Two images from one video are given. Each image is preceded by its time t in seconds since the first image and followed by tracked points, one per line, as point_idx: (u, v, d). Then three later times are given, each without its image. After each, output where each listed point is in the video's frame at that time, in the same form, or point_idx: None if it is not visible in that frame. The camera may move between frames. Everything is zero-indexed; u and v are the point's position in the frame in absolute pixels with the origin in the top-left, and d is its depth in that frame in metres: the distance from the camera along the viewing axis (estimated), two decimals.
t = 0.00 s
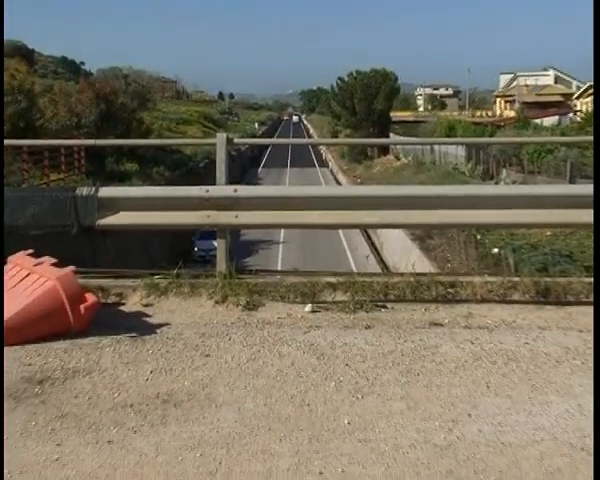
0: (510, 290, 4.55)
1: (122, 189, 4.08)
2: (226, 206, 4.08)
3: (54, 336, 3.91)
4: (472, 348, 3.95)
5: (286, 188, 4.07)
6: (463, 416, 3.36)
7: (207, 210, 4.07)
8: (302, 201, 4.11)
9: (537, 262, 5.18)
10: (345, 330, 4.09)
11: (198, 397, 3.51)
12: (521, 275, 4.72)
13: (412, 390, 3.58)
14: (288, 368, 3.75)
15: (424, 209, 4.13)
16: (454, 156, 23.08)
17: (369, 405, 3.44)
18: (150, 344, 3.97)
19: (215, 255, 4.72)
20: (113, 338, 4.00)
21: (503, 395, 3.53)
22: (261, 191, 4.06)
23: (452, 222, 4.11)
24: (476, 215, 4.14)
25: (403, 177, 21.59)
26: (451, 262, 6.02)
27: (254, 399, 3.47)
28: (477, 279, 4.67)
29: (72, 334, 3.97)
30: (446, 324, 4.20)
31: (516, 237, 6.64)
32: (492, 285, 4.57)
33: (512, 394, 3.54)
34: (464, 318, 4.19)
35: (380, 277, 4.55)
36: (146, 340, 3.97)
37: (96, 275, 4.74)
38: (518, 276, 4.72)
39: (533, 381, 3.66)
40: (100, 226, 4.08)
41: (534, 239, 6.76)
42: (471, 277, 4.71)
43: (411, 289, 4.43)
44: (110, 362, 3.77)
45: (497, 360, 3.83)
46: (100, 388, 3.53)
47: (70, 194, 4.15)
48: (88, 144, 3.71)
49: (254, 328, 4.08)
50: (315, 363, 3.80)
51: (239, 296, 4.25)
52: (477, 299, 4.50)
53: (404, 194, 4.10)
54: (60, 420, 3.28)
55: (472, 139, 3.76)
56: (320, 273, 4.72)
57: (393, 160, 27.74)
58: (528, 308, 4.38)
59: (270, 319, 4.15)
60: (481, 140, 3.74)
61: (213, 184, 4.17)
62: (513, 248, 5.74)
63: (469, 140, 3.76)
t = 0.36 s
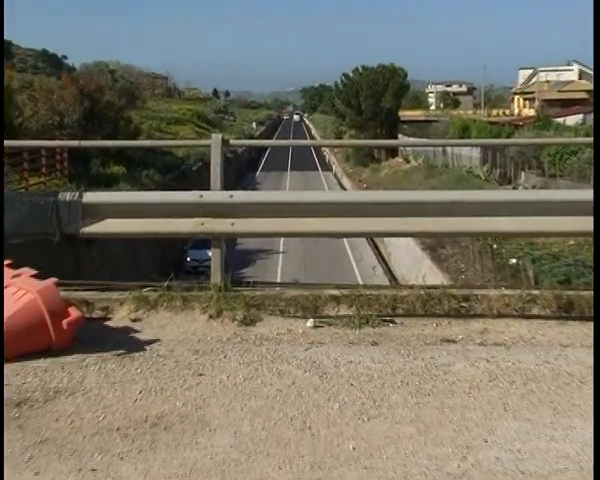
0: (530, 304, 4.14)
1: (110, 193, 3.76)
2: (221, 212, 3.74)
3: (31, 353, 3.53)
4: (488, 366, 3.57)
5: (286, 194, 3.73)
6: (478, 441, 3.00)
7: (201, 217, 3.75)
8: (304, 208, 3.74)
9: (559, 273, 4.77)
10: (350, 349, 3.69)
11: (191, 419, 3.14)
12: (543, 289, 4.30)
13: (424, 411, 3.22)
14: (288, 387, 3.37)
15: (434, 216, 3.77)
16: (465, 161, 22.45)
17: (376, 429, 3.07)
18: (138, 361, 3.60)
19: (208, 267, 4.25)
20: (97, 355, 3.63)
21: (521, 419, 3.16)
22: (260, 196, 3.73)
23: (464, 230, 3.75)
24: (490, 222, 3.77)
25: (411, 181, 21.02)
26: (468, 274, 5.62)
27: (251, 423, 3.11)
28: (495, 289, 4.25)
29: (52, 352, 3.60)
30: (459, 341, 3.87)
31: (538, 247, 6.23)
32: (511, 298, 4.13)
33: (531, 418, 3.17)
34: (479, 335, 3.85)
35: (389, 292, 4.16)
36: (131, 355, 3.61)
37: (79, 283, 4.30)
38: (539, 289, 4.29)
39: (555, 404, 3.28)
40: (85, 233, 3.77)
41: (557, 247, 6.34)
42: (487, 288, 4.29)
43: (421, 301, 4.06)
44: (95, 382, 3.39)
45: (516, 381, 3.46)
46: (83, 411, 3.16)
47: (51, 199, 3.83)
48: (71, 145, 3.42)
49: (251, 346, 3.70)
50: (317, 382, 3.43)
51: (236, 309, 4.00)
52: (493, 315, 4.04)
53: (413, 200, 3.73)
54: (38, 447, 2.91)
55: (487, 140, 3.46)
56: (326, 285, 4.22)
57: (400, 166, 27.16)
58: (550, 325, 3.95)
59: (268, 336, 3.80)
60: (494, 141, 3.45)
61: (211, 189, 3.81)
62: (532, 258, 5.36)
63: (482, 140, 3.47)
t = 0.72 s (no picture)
0: (553, 320, 3.76)
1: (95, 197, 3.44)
2: (215, 218, 3.46)
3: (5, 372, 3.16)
4: (507, 388, 3.20)
5: (285, 198, 3.44)
6: (498, 472, 2.64)
7: (193, 223, 3.47)
8: (305, 213, 3.44)
9: (584, 285, 4.37)
10: (356, 367, 3.34)
11: (179, 445, 2.78)
12: (568, 302, 3.92)
13: (438, 437, 2.86)
14: (288, 410, 3.01)
15: (444, 223, 3.46)
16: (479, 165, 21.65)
17: (385, 457, 2.71)
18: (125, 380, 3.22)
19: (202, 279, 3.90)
20: (78, 373, 3.25)
21: (545, 446, 2.80)
22: (257, 201, 3.42)
23: (479, 237, 3.45)
24: (506, 228, 3.47)
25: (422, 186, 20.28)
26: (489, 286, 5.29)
27: (246, 448, 2.76)
28: (514, 302, 3.88)
29: (28, 371, 3.23)
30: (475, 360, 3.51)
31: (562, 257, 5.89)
32: (531, 311, 3.79)
33: (557, 446, 2.80)
34: (498, 353, 3.48)
35: (397, 303, 3.84)
36: (115, 375, 3.25)
37: (63, 295, 3.94)
38: (564, 302, 3.92)
39: (583, 429, 2.91)
40: (66, 241, 3.47)
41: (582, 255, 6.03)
42: (506, 300, 3.90)
43: (433, 316, 3.73)
44: (76, 404, 3.03)
45: (539, 404, 3.09)
46: (62, 436, 2.80)
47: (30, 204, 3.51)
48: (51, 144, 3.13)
49: (249, 364, 3.34)
50: (319, 404, 3.07)
51: (230, 324, 3.57)
52: (512, 331, 3.67)
53: (422, 204, 3.42)
54: (12, 478, 2.56)
55: (503, 139, 3.16)
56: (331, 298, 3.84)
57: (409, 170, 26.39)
58: (575, 342, 3.58)
59: (267, 354, 3.43)
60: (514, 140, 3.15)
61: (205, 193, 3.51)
62: (557, 270, 5.01)
63: (500, 139, 3.17)
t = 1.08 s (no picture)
0: (583, 340, 3.35)
1: (82, 203, 3.17)
2: (211, 227, 3.18)
3: None
4: (531, 415, 2.83)
5: (287, 205, 3.15)
6: None
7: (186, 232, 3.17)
8: (309, 221, 3.15)
9: None
10: (365, 390, 2.99)
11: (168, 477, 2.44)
12: None
13: (455, 468, 2.50)
14: (289, 437, 2.67)
15: (459, 233, 3.16)
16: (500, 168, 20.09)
17: None
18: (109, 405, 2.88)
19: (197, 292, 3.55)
20: (58, 399, 2.92)
21: None
22: (255, 209, 3.13)
23: (499, 247, 3.14)
24: (527, 238, 3.18)
25: (436, 191, 18.93)
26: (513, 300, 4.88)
27: None
28: (539, 319, 3.48)
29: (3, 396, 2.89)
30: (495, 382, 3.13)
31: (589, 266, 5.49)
32: (559, 330, 3.38)
33: None
34: (522, 374, 3.11)
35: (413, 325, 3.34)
36: (100, 399, 2.91)
37: (44, 311, 3.60)
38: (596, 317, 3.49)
39: None
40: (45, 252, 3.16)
41: None
42: (530, 318, 3.51)
43: (450, 335, 3.33)
44: (56, 432, 2.69)
45: (566, 431, 2.71)
46: (40, 467, 2.47)
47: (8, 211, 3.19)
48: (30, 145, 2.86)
49: (247, 386, 3.00)
50: (323, 430, 2.72)
51: (227, 343, 3.25)
52: (536, 351, 3.28)
53: (438, 212, 3.11)
54: None
55: (525, 139, 2.88)
56: (337, 315, 3.48)
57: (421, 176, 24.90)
58: None
59: (266, 375, 3.09)
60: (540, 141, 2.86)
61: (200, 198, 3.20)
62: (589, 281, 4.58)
63: (523, 140, 2.88)
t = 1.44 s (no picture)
0: None
1: (61, 211, 2.89)
2: (202, 238, 2.88)
3: None
4: (557, 447, 2.49)
5: (285, 213, 2.86)
6: None
7: (173, 244, 2.90)
8: (310, 231, 2.85)
9: None
10: (369, 419, 2.67)
11: None
12: None
13: None
14: (286, 472, 2.35)
15: (475, 244, 2.87)
16: (520, 172, 18.13)
17: None
18: (86, 434, 2.56)
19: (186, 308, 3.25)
20: (31, 428, 2.59)
21: None
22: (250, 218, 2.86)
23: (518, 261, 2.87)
24: (548, 251, 2.90)
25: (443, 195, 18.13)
26: (535, 317, 4.49)
27: None
28: (564, 340, 3.15)
29: None
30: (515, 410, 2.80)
31: None
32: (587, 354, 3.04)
33: None
34: (545, 402, 2.78)
35: (417, 340, 3.13)
36: (77, 427, 2.60)
37: (18, 330, 3.29)
38: None
39: None
40: (18, 265, 2.90)
41: None
42: (553, 340, 3.18)
43: (465, 358, 3.01)
44: (25, 465, 2.38)
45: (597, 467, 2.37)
46: None
47: None
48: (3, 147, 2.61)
49: (239, 415, 2.68)
50: (325, 463, 2.41)
51: (218, 366, 2.95)
52: (561, 376, 2.95)
53: (452, 221, 2.82)
54: None
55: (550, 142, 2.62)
56: (339, 336, 3.17)
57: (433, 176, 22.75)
58: None
59: (261, 402, 2.77)
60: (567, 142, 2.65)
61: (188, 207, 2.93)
62: None
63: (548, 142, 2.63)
